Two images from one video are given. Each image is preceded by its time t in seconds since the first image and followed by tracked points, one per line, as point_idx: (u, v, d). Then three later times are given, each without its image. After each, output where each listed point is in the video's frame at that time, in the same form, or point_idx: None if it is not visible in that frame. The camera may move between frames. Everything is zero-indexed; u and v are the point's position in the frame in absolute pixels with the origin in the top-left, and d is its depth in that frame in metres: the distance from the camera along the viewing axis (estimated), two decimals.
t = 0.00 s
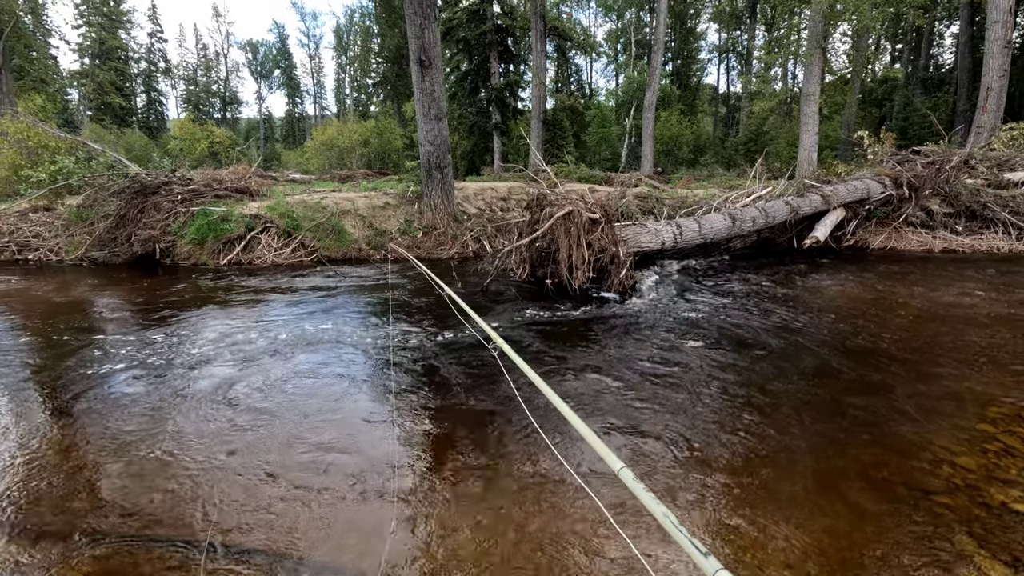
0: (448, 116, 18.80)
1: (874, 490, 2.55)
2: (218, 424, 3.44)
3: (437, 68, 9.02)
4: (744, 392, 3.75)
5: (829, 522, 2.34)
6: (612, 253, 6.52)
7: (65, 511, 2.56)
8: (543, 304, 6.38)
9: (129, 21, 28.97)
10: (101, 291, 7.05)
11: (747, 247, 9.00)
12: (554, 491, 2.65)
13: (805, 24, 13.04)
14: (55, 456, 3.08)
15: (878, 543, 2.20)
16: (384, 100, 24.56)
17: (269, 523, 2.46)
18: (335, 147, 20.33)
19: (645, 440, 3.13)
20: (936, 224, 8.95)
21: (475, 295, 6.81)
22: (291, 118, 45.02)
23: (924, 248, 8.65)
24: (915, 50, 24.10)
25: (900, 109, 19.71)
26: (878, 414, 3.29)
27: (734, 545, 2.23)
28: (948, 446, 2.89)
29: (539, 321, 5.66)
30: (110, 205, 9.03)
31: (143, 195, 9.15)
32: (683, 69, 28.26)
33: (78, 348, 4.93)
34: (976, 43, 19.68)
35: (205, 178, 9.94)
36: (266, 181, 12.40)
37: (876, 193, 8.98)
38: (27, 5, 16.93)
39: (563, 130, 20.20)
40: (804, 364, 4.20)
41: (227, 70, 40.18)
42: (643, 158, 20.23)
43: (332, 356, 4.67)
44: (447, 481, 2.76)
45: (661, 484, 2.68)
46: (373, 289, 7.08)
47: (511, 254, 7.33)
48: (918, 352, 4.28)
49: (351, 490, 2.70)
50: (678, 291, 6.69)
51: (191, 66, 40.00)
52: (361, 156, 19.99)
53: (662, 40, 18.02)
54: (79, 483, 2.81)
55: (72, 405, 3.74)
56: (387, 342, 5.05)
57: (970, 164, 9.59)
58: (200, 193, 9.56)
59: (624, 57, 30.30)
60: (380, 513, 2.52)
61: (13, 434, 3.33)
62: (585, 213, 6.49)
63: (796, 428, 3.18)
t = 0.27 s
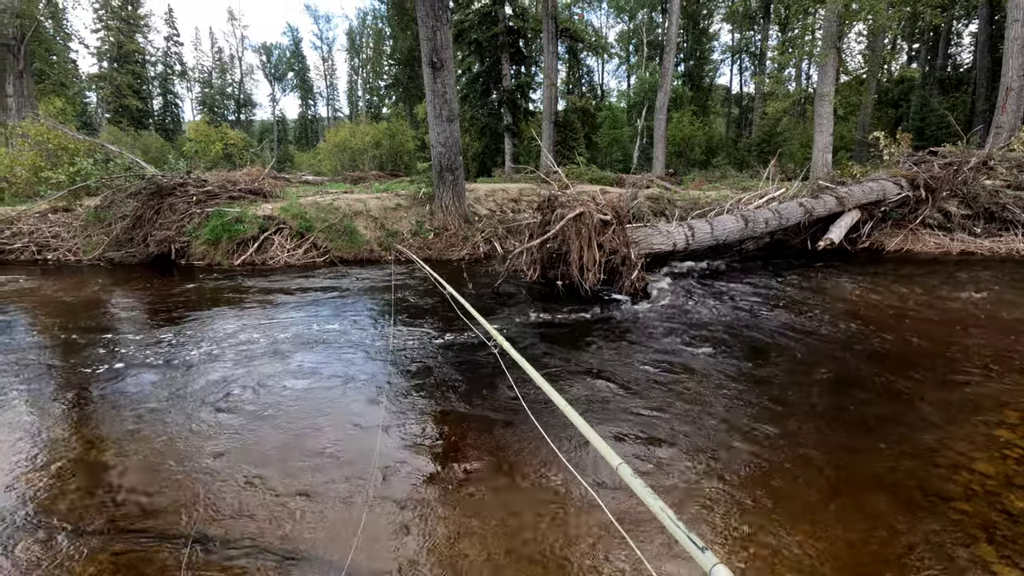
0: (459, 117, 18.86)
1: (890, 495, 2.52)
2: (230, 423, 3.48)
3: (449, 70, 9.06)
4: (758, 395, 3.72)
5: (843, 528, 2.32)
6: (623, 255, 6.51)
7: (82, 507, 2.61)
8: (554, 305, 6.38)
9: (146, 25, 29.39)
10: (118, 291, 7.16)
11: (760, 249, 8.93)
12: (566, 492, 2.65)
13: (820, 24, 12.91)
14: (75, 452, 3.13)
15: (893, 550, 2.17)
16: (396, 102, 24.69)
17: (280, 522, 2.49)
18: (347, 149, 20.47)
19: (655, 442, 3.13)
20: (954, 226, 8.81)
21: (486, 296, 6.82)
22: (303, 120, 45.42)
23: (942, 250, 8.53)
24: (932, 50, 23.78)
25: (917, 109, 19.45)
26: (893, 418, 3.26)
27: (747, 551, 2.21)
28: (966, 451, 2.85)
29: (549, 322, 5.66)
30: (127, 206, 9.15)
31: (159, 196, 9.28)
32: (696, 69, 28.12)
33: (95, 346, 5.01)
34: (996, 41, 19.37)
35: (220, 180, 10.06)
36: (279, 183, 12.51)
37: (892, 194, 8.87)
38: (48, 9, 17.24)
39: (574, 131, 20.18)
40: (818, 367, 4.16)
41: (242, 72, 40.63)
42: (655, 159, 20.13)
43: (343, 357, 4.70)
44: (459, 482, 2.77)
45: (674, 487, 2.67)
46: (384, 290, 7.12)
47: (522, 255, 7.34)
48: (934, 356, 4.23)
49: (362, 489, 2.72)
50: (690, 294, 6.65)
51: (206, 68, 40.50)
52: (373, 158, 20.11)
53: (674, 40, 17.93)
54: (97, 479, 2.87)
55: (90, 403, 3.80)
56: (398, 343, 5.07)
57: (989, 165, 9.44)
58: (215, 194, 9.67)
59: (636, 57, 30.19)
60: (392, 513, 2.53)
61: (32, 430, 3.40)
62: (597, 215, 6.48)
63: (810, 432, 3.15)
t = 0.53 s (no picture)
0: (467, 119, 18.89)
1: (900, 499, 2.50)
2: (239, 423, 3.49)
3: (457, 71, 9.07)
4: (766, 397, 3.69)
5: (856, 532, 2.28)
6: (631, 256, 6.50)
7: (92, 505, 2.63)
8: (562, 306, 6.37)
9: (157, 28, 29.70)
10: (129, 291, 7.23)
11: (769, 250, 8.86)
12: (572, 493, 2.64)
13: (830, 24, 12.82)
14: (84, 451, 3.16)
15: (907, 555, 2.14)
16: (404, 103, 24.78)
17: (288, 521, 2.49)
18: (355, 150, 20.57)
19: (664, 443, 3.10)
20: (966, 227, 8.72)
21: (493, 297, 6.82)
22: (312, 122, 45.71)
23: (954, 251, 8.43)
24: (944, 49, 23.55)
25: (929, 109, 19.25)
26: (905, 422, 3.22)
27: (757, 554, 2.18)
28: (978, 455, 2.82)
29: (557, 323, 5.65)
30: (138, 207, 9.24)
31: (170, 197, 9.35)
32: (704, 70, 28.03)
33: (106, 346, 5.06)
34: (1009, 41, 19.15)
35: (230, 181, 10.13)
36: (288, 184, 12.58)
37: (903, 195, 8.78)
38: (62, 13, 17.46)
39: (582, 132, 20.15)
40: (828, 370, 4.12)
41: (252, 75, 40.95)
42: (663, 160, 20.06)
43: (351, 357, 4.71)
44: (466, 481, 2.78)
45: (679, 487, 2.66)
46: (392, 291, 7.15)
47: (530, 256, 7.35)
48: (947, 359, 4.18)
49: (369, 489, 2.72)
50: (698, 295, 6.61)
51: (216, 71, 40.85)
52: (382, 159, 20.19)
53: (683, 41, 17.86)
54: (107, 477, 2.89)
55: (102, 402, 3.84)
56: (406, 343, 5.08)
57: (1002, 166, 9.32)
58: (224, 195, 9.73)
59: (644, 59, 30.13)
60: (398, 512, 2.53)
61: (44, 429, 3.44)
62: (605, 216, 6.47)
63: (820, 435, 3.12)
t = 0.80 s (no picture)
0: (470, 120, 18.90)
1: (906, 499, 2.49)
2: (242, 423, 3.51)
3: (460, 72, 9.08)
4: (771, 398, 3.69)
5: (859, 534, 2.27)
6: (634, 256, 6.50)
7: (97, 504, 2.64)
8: (565, 307, 6.37)
9: (162, 30, 29.83)
10: (133, 292, 7.25)
11: (773, 251, 8.84)
12: (577, 495, 2.64)
13: (834, 25, 12.79)
14: (91, 450, 3.18)
15: (908, 556, 2.14)
16: (408, 104, 24.82)
17: (291, 521, 2.50)
18: (359, 151, 20.60)
19: (667, 445, 3.10)
20: (971, 228, 8.68)
21: (497, 298, 6.83)
22: (316, 123, 45.82)
23: (959, 252, 8.40)
24: (949, 50, 23.46)
25: (934, 110, 19.18)
26: (910, 423, 3.21)
27: (758, 556, 2.18)
28: (984, 456, 2.80)
29: (560, 324, 5.65)
30: (143, 208, 9.28)
31: (174, 199, 9.37)
32: (707, 71, 27.99)
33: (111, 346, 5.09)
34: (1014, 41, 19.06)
35: (234, 182, 10.16)
36: (292, 185, 12.61)
37: (908, 196, 8.75)
38: (68, 16, 17.56)
39: (585, 133, 20.16)
40: (833, 371, 4.11)
41: (255, 76, 41.08)
42: (667, 161, 20.03)
43: (355, 358, 4.72)
44: (470, 482, 2.79)
45: (684, 489, 2.66)
46: (395, 292, 7.16)
47: (533, 257, 7.35)
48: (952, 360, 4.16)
49: (373, 490, 2.73)
50: (701, 296, 6.60)
51: (221, 72, 41.00)
52: (385, 160, 20.22)
53: (686, 42, 17.84)
54: (113, 476, 2.90)
55: (108, 401, 3.86)
56: (409, 344, 5.09)
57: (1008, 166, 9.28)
58: (228, 196, 9.76)
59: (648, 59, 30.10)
60: (403, 513, 2.54)
61: (50, 428, 3.46)
62: (608, 217, 6.47)
63: (824, 436, 3.11)
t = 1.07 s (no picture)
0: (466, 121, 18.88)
1: (901, 499, 2.49)
2: (238, 425, 3.49)
3: (456, 73, 9.07)
4: (766, 398, 3.70)
5: (854, 531, 2.29)
6: (630, 257, 6.51)
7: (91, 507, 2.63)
8: (561, 308, 6.38)
9: (157, 30, 29.72)
10: (128, 293, 7.23)
11: (769, 251, 8.86)
12: (572, 495, 2.64)
13: (829, 25, 12.83)
14: (85, 452, 3.16)
15: (902, 552, 2.15)
16: (404, 104, 24.80)
17: (287, 524, 2.49)
18: (355, 152, 20.56)
19: (665, 446, 3.10)
20: (965, 228, 8.72)
21: (493, 298, 6.82)
22: (312, 123, 45.74)
23: (953, 252, 8.43)
24: (943, 50, 23.57)
25: (928, 110, 19.28)
26: (905, 422, 3.22)
27: (755, 554, 2.19)
28: (979, 456, 2.81)
29: (557, 324, 5.65)
30: (138, 209, 9.25)
31: (169, 199, 9.33)
32: (703, 71, 28.06)
33: (105, 348, 5.07)
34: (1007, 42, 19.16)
35: (229, 182, 10.12)
36: (288, 185, 12.57)
37: (902, 196, 8.79)
38: (61, 16, 17.47)
39: (581, 133, 20.19)
40: (829, 370, 4.12)
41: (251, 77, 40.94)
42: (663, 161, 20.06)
43: (353, 359, 4.71)
44: (466, 482, 2.78)
45: (680, 489, 2.67)
46: (392, 292, 7.15)
47: (530, 257, 7.35)
48: (947, 359, 4.18)
49: (370, 493, 2.71)
50: (697, 296, 6.62)
51: (216, 73, 40.84)
52: (381, 160, 20.19)
53: (682, 42, 17.86)
54: (107, 478, 2.89)
55: (103, 403, 3.85)
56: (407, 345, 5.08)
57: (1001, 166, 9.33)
58: (224, 197, 9.73)
59: (643, 60, 30.13)
60: (399, 514, 2.54)
61: (45, 430, 3.44)
62: (604, 217, 6.47)
63: (820, 436, 3.12)
